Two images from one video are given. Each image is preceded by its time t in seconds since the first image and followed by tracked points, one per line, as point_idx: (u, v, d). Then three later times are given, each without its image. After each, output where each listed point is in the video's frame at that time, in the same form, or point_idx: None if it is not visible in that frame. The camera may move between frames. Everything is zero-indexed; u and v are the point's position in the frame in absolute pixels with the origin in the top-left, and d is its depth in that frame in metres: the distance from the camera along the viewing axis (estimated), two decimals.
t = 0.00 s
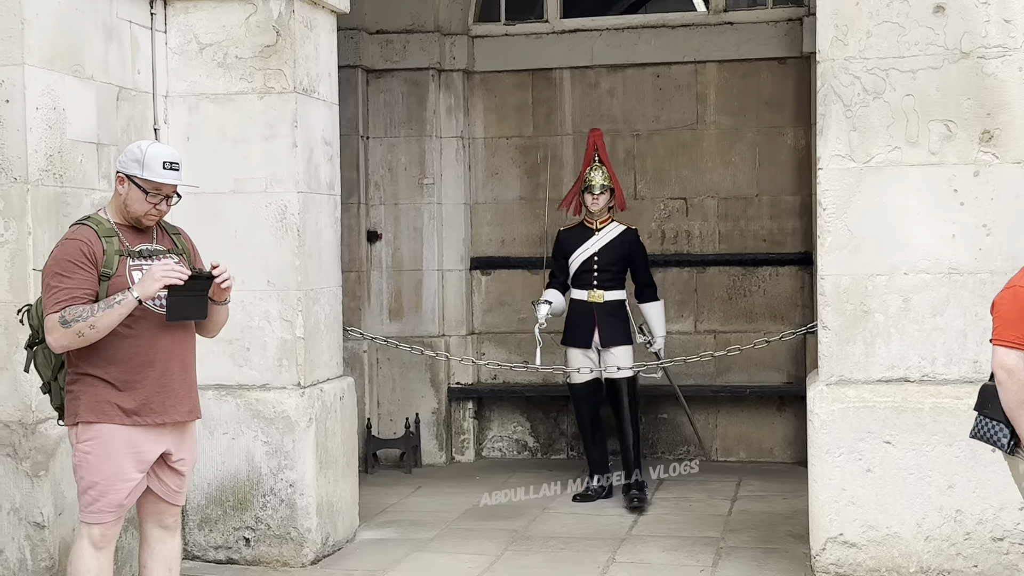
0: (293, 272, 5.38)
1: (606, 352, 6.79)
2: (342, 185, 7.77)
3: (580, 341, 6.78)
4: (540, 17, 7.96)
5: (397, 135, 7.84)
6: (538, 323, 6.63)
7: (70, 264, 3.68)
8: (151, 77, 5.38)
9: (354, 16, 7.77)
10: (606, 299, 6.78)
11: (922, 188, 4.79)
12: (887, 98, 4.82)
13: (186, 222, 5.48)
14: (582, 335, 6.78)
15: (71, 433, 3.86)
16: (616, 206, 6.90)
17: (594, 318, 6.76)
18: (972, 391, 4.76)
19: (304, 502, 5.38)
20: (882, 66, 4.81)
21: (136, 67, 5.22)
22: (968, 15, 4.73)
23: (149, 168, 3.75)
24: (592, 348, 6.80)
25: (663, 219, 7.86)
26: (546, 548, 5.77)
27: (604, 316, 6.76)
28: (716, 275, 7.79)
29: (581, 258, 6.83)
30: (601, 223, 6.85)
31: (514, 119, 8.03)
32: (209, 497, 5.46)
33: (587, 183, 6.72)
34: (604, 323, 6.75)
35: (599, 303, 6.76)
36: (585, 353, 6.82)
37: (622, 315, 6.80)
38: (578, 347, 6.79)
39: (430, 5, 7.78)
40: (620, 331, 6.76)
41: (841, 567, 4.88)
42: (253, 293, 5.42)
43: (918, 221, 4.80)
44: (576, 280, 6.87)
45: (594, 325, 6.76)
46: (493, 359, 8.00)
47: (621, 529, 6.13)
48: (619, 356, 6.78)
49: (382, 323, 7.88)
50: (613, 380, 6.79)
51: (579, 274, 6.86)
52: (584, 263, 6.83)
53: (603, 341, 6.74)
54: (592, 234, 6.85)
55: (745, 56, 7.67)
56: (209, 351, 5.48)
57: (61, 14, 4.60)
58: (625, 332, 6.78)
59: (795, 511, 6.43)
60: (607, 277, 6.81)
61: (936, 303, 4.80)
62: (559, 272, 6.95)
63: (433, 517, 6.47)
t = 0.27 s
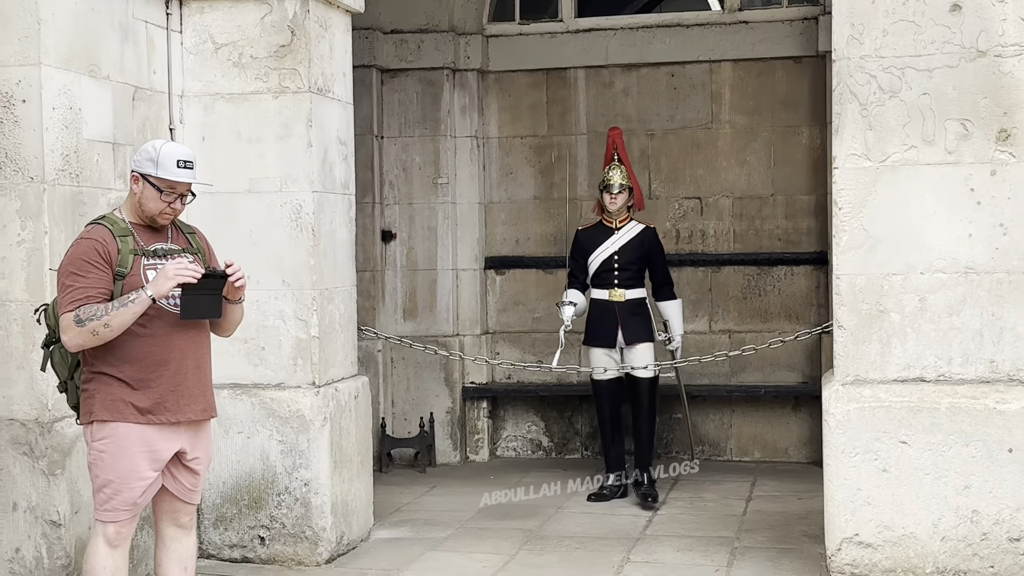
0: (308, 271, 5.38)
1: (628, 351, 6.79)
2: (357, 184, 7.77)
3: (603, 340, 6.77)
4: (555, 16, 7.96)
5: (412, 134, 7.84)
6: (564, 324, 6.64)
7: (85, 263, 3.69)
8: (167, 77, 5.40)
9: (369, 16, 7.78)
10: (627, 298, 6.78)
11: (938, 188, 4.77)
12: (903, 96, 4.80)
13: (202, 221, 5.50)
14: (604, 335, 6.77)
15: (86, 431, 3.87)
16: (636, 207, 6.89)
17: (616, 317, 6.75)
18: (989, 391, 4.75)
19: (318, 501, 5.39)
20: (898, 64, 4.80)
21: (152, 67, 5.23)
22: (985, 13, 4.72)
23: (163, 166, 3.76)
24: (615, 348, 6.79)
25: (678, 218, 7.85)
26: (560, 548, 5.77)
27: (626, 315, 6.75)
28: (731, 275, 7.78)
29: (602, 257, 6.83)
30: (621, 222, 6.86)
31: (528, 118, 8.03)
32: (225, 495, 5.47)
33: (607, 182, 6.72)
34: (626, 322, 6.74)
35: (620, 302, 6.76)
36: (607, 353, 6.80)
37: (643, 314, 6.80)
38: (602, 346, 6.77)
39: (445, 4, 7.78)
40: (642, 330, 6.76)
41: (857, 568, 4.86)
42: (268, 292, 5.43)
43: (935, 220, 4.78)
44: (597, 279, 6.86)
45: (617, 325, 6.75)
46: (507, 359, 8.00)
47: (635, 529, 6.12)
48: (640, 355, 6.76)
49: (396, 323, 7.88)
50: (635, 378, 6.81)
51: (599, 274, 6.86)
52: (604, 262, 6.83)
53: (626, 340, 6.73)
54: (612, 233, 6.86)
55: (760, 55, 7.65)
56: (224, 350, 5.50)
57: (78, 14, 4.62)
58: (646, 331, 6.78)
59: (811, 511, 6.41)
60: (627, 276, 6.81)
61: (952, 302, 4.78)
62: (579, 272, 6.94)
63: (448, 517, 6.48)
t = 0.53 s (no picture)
0: (323, 271, 5.39)
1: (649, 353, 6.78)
2: (372, 184, 7.78)
3: (623, 340, 6.75)
4: (570, 16, 7.95)
5: (427, 134, 7.85)
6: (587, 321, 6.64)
7: (101, 263, 3.70)
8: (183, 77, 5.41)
9: (384, 16, 7.78)
10: (651, 299, 6.76)
11: (955, 187, 4.75)
12: (920, 95, 4.78)
13: (218, 221, 5.51)
14: (626, 333, 6.75)
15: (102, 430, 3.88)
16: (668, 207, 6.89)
17: (639, 317, 6.75)
18: (1006, 391, 4.72)
19: (334, 500, 5.40)
20: (915, 63, 4.78)
21: (168, 68, 5.24)
22: (1003, 12, 4.69)
23: (179, 167, 3.76)
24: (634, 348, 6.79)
25: (694, 218, 7.84)
26: (576, 548, 5.76)
27: (649, 317, 6.73)
28: (746, 275, 7.76)
29: (631, 257, 6.81)
30: (652, 223, 6.84)
31: (543, 118, 8.03)
32: (240, 495, 5.48)
33: (639, 180, 6.71)
34: (648, 324, 6.72)
35: (644, 303, 6.74)
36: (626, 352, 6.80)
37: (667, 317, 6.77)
38: (621, 346, 6.77)
39: (460, 4, 7.78)
40: (663, 333, 6.73)
41: (873, 569, 4.84)
42: (283, 292, 5.44)
43: (952, 220, 4.76)
44: (624, 278, 6.85)
45: (638, 325, 6.74)
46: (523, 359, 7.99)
47: (651, 529, 6.11)
48: (661, 358, 6.76)
49: (411, 323, 7.89)
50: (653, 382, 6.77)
51: (626, 273, 6.85)
52: (633, 261, 6.81)
53: (646, 342, 6.72)
54: (643, 233, 6.83)
55: (776, 54, 7.63)
56: (240, 350, 5.51)
57: (95, 15, 4.64)
58: (669, 334, 6.75)
59: (827, 512, 6.39)
60: (655, 277, 6.79)
61: (969, 302, 4.76)
62: (608, 269, 6.94)
63: (463, 516, 6.48)
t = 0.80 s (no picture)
0: (342, 269, 5.40)
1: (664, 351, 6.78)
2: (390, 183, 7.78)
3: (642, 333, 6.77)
4: (588, 14, 7.94)
5: (445, 133, 7.85)
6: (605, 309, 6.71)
7: (121, 262, 3.71)
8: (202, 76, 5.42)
9: (402, 15, 7.78)
10: (672, 295, 6.75)
11: (977, 185, 4.73)
12: (941, 93, 4.76)
13: (237, 219, 5.52)
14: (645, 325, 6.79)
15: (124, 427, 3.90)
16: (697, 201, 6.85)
17: (657, 311, 6.76)
18: None
19: (352, 498, 5.40)
20: (936, 61, 4.75)
21: (187, 67, 5.25)
22: None
23: (198, 166, 3.77)
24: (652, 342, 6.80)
25: (712, 217, 7.82)
26: (594, 547, 5.76)
27: (668, 313, 6.74)
28: (765, 274, 7.74)
29: (654, 252, 6.81)
30: (678, 219, 6.82)
31: (561, 117, 8.02)
32: (259, 492, 5.49)
33: (666, 176, 6.68)
34: (666, 320, 6.73)
35: (665, 299, 6.74)
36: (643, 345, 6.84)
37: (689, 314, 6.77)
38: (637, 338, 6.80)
39: (478, 3, 7.78)
40: (682, 330, 6.73)
41: (893, 569, 4.82)
42: (302, 290, 5.45)
43: (973, 218, 4.73)
44: (647, 273, 6.85)
45: (656, 319, 6.75)
46: (540, 358, 7.99)
47: (669, 529, 6.10)
48: (679, 354, 6.75)
49: (429, 322, 7.89)
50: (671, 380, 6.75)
51: (649, 268, 6.85)
52: (655, 256, 6.81)
53: (665, 338, 6.73)
54: (668, 228, 6.82)
55: (795, 53, 7.61)
56: (259, 349, 5.52)
57: (115, 14, 4.65)
58: (688, 332, 6.74)
59: (846, 511, 6.37)
60: (677, 274, 6.78)
61: (991, 301, 4.73)
62: (633, 262, 6.95)
63: (481, 515, 6.48)
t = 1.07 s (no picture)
0: (362, 268, 5.40)
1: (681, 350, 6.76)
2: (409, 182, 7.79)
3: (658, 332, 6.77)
4: (606, 13, 7.93)
5: (463, 132, 7.85)
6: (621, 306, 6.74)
7: (146, 260, 3.72)
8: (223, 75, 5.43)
9: (421, 14, 7.79)
10: (688, 296, 6.73)
11: (1000, 183, 4.70)
12: (963, 90, 4.74)
13: (257, 218, 5.53)
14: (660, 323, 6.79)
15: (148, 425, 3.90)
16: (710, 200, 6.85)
17: (673, 312, 6.74)
18: None
19: (372, 496, 5.41)
20: (958, 58, 4.73)
21: (208, 65, 5.27)
22: None
23: (221, 164, 3.78)
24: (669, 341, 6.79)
25: (731, 216, 7.80)
26: (613, 546, 5.75)
27: (684, 313, 6.72)
28: (784, 272, 7.72)
29: (668, 252, 6.79)
30: (692, 219, 6.79)
31: (579, 115, 8.01)
32: (279, 490, 5.50)
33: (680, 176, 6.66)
34: (682, 320, 6.71)
35: (679, 299, 6.73)
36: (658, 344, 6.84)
37: (704, 314, 6.74)
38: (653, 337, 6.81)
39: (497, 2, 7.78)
40: (699, 330, 6.71)
41: (915, 568, 4.80)
42: (322, 289, 5.45)
43: (995, 216, 4.71)
44: (662, 274, 6.83)
45: (672, 319, 6.74)
46: (558, 357, 7.98)
47: (689, 528, 6.09)
48: (695, 354, 6.74)
49: (447, 320, 7.89)
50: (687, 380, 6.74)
51: (664, 268, 6.82)
52: (669, 256, 6.79)
53: (680, 339, 6.71)
54: (682, 228, 6.79)
55: (814, 51, 7.59)
56: (279, 347, 5.53)
57: (136, 13, 4.66)
58: (705, 332, 6.72)
59: (867, 511, 6.34)
60: (692, 275, 6.74)
61: (1014, 300, 4.71)
62: (647, 262, 6.94)
63: (500, 514, 6.48)
